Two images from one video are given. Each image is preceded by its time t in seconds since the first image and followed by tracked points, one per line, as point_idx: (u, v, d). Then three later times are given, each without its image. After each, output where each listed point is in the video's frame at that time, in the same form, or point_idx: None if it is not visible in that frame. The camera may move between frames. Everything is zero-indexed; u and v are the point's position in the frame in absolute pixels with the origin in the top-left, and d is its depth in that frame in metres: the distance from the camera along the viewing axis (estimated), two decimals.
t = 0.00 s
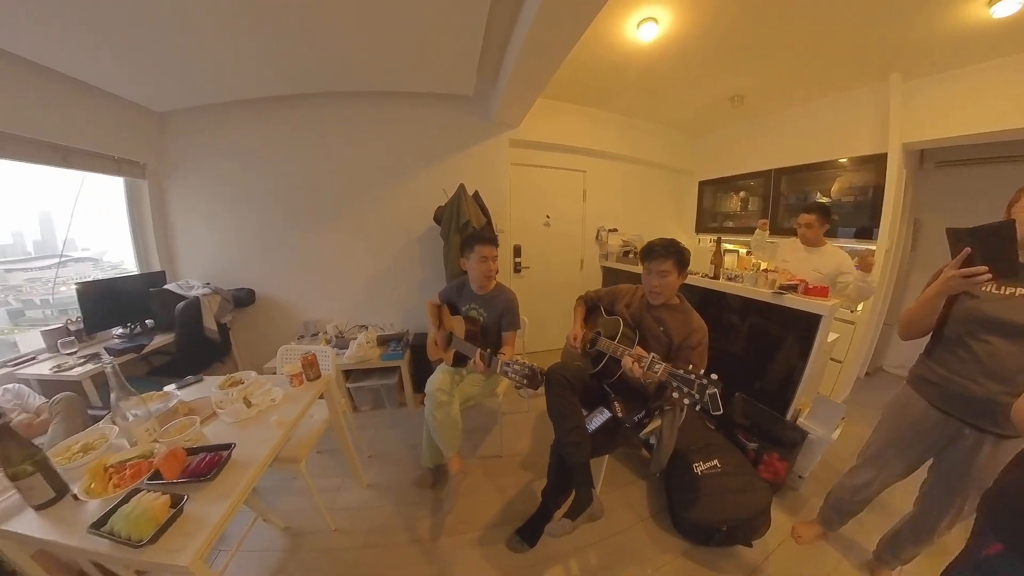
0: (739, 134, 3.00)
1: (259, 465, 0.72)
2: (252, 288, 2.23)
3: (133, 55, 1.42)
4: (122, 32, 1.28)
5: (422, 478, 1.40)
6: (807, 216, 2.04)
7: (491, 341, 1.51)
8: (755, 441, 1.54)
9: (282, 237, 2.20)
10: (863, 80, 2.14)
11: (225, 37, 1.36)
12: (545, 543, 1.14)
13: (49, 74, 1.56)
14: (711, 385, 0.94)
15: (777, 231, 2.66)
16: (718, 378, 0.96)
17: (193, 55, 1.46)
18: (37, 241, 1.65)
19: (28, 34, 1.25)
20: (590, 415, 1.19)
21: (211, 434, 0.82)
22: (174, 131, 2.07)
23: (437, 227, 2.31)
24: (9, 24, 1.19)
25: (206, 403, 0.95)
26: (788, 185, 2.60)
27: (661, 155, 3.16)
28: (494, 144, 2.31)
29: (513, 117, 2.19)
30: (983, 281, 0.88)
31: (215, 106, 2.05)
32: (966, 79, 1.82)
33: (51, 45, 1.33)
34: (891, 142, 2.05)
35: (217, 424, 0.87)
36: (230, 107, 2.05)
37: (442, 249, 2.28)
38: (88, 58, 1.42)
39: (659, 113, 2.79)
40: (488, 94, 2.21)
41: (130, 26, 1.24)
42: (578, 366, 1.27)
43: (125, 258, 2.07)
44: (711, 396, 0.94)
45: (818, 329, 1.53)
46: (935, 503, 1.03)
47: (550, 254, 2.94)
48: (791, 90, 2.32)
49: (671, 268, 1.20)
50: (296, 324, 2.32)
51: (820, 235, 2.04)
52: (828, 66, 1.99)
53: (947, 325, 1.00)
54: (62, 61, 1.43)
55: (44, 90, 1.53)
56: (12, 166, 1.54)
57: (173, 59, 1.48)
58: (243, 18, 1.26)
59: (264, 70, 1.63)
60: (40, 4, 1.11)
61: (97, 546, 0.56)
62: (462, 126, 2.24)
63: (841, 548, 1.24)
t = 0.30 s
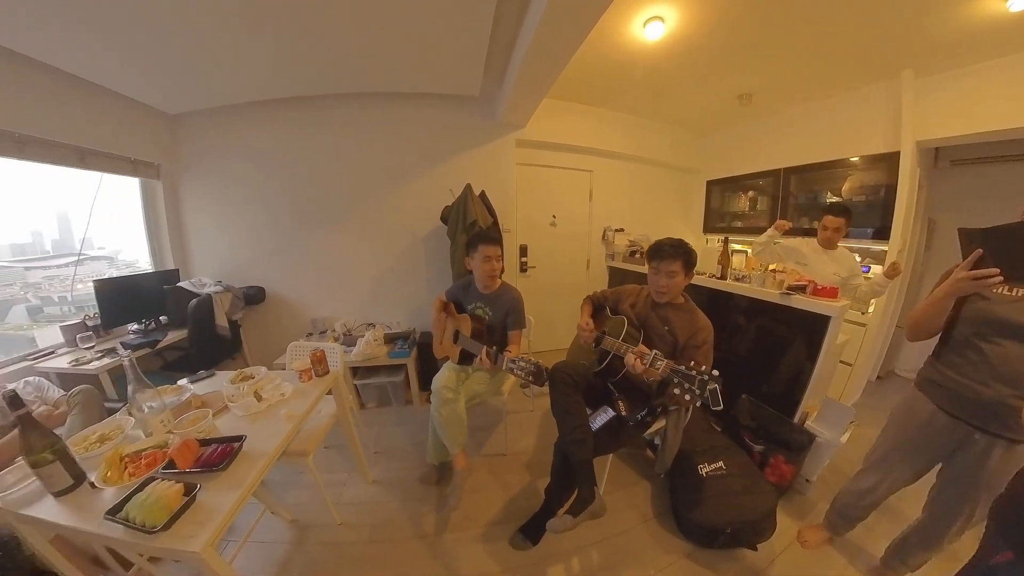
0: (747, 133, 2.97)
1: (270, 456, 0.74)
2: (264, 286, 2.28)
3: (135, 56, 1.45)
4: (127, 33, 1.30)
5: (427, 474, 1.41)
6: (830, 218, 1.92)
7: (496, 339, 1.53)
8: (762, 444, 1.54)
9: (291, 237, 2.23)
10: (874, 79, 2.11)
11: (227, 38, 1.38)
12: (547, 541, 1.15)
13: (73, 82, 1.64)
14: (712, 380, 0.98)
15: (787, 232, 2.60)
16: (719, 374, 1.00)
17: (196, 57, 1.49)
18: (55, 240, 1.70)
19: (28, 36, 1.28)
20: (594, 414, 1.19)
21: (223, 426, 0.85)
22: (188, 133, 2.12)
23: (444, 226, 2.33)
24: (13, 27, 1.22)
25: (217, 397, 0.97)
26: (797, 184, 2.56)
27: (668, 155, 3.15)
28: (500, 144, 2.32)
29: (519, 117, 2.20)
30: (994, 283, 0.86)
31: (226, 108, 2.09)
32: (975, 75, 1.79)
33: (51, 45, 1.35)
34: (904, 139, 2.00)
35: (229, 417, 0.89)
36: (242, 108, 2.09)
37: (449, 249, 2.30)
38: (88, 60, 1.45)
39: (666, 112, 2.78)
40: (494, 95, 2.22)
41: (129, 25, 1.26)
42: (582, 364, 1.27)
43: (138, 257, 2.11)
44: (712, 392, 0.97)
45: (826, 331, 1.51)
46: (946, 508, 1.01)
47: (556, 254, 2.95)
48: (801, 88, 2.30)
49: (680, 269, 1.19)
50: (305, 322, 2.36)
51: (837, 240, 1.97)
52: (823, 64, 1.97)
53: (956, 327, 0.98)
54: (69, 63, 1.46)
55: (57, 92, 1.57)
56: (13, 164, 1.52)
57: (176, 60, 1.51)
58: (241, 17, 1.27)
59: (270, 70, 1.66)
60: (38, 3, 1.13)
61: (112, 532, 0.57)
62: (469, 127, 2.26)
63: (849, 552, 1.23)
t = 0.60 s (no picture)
0: (756, 133, 2.94)
1: (281, 448, 0.76)
2: (275, 283, 2.32)
3: (138, 56, 1.46)
4: (139, 38, 1.34)
5: (432, 471, 1.43)
6: (835, 218, 1.89)
7: (502, 337, 1.54)
8: (768, 446, 1.53)
9: (301, 236, 2.27)
10: (887, 77, 2.07)
11: (234, 41, 1.40)
12: (549, 540, 1.15)
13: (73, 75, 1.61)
14: (713, 384, 0.98)
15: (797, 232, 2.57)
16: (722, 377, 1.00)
17: (200, 58, 1.51)
18: (74, 239, 1.76)
19: (27, 36, 1.29)
20: (598, 413, 1.20)
21: (236, 419, 0.87)
22: (203, 135, 2.18)
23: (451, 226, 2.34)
24: (14, 29, 1.24)
25: (230, 390, 1.00)
26: (807, 184, 2.53)
27: (676, 154, 3.13)
28: (507, 144, 2.33)
29: (525, 117, 2.20)
30: (1012, 288, 0.81)
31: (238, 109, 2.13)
32: (986, 73, 1.75)
33: (50, 45, 1.35)
34: (918, 136, 1.94)
35: (241, 410, 0.91)
36: (253, 110, 2.13)
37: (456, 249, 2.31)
38: (88, 61, 1.46)
39: (673, 112, 2.77)
40: (500, 96, 2.23)
41: (127, 22, 1.26)
42: (587, 364, 1.28)
43: (152, 256, 2.16)
44: (714, 395, 0.97)
45: (835, 333, 1.49)
46: (962, 518, 0.96)
47: (563, 254, 2.95)
48: (812, 87, 2.27)
49: (683, 268, 1.19)
50: (315, 320, 2.39)
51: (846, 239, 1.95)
52: (829, 64, 1.96)
53: (977, 335, 0.92)
54: (80, 65, 1.50)
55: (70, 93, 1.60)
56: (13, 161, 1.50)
57: (180, 62, 1.52)
58: (244, 19, 1.28)
59: (279, 71, 1.68)
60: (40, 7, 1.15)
61: (128, 519, 0.60)
62: (476, 127, 2.27)
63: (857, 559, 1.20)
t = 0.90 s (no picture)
0: (763, 133, 2.92)
1: (296, 438, 0.80)
2: (286, 282, 2.38)
3: (137, 54, 1.45)
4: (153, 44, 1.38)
5: (438, 466, 1.46)
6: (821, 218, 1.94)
7: (507, 335, 1.56)
8: (772, 448, 1.53)
9: (312, 235, 2.32)
10: (898, 76, 2.05)
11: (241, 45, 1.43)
12: (552, 536, 1.17)
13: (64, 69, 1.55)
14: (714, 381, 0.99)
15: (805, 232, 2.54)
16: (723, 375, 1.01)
17: (200, 59, 1.51)
18: (91, 238, 1.82)
19: (28, 37, 1.28)
20: (602, 411, 1.23)
21: (252, 409, 0.91)
22: (218, 137, 2.24)
23: (458, 227, 2.37)
24: (14, 30, 1.24)
25: (246, 383, 1.04)
26: (816, 183, 2.48)
27: (684, 155, 3.13)
28: (514, 145, 2.35)
29: (532, 119, 2.22)
30: (1017, 289, 0.81)
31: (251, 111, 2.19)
32: (1000, 71, 1.72)
33: (51, 45, 1.35)
34: (930, 136, 1.90)
35: (257, 401, 0.95)
36: (265, 112, 2.19)
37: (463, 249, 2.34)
38: (87, 61, 1.45)
39: (680, 112, 2.76)
40: (507, 98, 2.25)
41: (129, 24, 1.26)
42: (591, 362, 1.30)
43: (166, 254, 2.22)
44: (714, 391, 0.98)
45: (841, 335, 1.49)
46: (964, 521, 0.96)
47: (569, 254, 2.97)
48: (820, 87, 2.26)
49: (687, 270, 1.20)
50: (325, 318, 2.44)
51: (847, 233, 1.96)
52: (828, 64, 1.96)
53: (981, 335, 0.92)
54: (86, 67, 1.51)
55: (80, 94, 1.62)
56: (14, 161, 1.50)
57: (179, 60, 1.51)
58: (243, 17, 1.27)
59: (288, 74, 1.71)
60: (48, 16, 1.19)
61: (152, 501, 0.63)
62: (483, 128, 2.30)
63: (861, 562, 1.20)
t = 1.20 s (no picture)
0: (772, 133, 2.90)
1: (309, 429, 0.83)
2: (297, 280, 2.43)
3: (138, 55, 1.46)
4: (167, 50, 1.43)
5: (443, 461, 1.49)
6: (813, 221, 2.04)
7: (511, 335, 1.59)
8: (776, 450, 1.53)
9: (323, 235, 2.37)
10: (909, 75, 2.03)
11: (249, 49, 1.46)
12: (553, 532, 1.19)
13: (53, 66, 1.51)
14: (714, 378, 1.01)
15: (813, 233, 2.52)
16: (723, 374, 1.03)
17: (210, 62, 1.54)
18: (109, 236, 1.88)
19: (46, 43, 1.32)
20: (604, 409, 1.24)
21: (267, 402, 0.94)
22: (232, 138, 2.30)
23: (466, 227, 2.40)
24: (34, 36, 1.28)
25: (260, 378, 1.08)
26: (825, 184, 2.46)
27: (692, 156, 3.12)
28: (520, 147, 2.37)
29: (538, 120, 2.24)
30: (1017, 290, 0.81)
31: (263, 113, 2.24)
32: (1014, 69, 1.69)
33: (58, 47, 1.36)
34: (943, 137, 1.87)
35: (271, 395, 0.98)
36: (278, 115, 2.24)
37: (470, 249, 2.37)
38: (86, 61, 1.46)
39: (688, 112, 2.75)
40: (513, 99, 2.27)
41: (140, 28, 1.28)
42: (594, 361, 1.31)
43: (179, 253, 2.28)
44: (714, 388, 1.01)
45: (848, 337, 1.48)
46: (965, 525, 0.96)
47: (576, 255, 2.98)
48: (830, 86, 2.24)
49: (692, 272, 1.21)
50: (335, 316, 2.49)
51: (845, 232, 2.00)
52: (833, 64, 1.95)
53: (977, 335, 0.92)
54: (103, 72, 1.57)
55: (92, 96, 1.65)
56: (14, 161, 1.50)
57: (180, 59, 1.51)
58: (245, 19, 1.28)
59: (299, 77, 1.75)
60: (53, 23, 1.23)
61: (174, 486, 0.67)
62: (490, 129, 2.32)
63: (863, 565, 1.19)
